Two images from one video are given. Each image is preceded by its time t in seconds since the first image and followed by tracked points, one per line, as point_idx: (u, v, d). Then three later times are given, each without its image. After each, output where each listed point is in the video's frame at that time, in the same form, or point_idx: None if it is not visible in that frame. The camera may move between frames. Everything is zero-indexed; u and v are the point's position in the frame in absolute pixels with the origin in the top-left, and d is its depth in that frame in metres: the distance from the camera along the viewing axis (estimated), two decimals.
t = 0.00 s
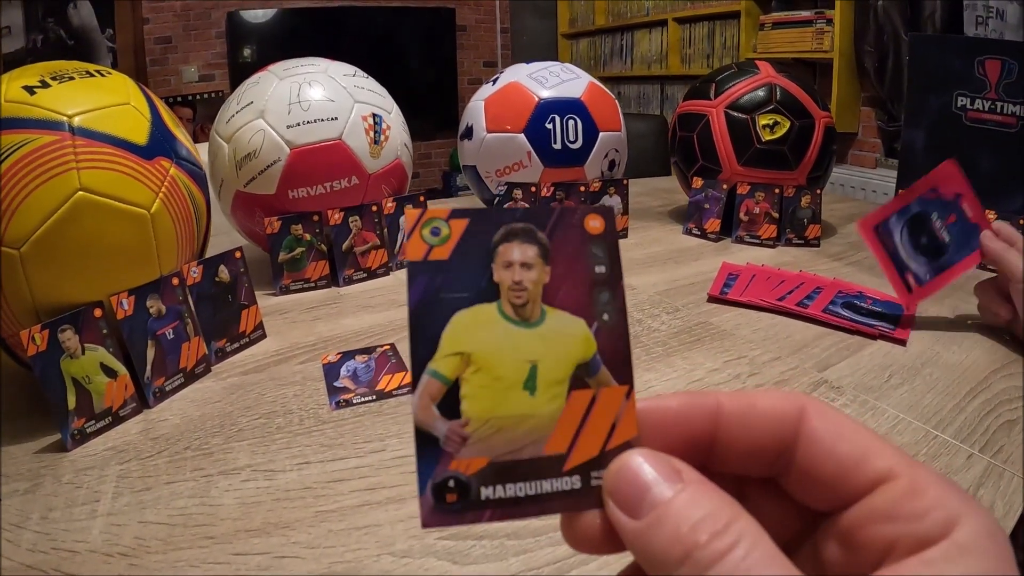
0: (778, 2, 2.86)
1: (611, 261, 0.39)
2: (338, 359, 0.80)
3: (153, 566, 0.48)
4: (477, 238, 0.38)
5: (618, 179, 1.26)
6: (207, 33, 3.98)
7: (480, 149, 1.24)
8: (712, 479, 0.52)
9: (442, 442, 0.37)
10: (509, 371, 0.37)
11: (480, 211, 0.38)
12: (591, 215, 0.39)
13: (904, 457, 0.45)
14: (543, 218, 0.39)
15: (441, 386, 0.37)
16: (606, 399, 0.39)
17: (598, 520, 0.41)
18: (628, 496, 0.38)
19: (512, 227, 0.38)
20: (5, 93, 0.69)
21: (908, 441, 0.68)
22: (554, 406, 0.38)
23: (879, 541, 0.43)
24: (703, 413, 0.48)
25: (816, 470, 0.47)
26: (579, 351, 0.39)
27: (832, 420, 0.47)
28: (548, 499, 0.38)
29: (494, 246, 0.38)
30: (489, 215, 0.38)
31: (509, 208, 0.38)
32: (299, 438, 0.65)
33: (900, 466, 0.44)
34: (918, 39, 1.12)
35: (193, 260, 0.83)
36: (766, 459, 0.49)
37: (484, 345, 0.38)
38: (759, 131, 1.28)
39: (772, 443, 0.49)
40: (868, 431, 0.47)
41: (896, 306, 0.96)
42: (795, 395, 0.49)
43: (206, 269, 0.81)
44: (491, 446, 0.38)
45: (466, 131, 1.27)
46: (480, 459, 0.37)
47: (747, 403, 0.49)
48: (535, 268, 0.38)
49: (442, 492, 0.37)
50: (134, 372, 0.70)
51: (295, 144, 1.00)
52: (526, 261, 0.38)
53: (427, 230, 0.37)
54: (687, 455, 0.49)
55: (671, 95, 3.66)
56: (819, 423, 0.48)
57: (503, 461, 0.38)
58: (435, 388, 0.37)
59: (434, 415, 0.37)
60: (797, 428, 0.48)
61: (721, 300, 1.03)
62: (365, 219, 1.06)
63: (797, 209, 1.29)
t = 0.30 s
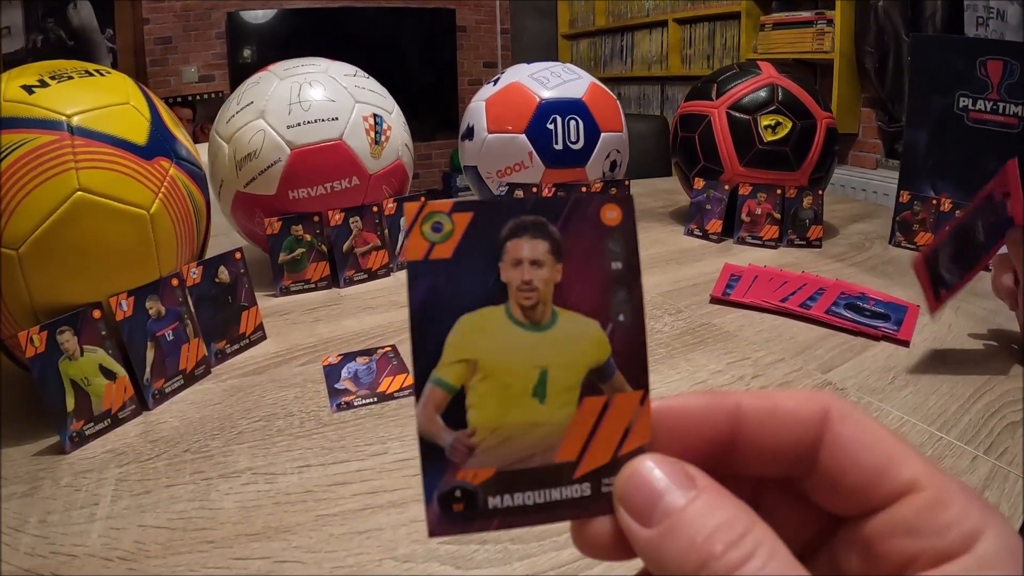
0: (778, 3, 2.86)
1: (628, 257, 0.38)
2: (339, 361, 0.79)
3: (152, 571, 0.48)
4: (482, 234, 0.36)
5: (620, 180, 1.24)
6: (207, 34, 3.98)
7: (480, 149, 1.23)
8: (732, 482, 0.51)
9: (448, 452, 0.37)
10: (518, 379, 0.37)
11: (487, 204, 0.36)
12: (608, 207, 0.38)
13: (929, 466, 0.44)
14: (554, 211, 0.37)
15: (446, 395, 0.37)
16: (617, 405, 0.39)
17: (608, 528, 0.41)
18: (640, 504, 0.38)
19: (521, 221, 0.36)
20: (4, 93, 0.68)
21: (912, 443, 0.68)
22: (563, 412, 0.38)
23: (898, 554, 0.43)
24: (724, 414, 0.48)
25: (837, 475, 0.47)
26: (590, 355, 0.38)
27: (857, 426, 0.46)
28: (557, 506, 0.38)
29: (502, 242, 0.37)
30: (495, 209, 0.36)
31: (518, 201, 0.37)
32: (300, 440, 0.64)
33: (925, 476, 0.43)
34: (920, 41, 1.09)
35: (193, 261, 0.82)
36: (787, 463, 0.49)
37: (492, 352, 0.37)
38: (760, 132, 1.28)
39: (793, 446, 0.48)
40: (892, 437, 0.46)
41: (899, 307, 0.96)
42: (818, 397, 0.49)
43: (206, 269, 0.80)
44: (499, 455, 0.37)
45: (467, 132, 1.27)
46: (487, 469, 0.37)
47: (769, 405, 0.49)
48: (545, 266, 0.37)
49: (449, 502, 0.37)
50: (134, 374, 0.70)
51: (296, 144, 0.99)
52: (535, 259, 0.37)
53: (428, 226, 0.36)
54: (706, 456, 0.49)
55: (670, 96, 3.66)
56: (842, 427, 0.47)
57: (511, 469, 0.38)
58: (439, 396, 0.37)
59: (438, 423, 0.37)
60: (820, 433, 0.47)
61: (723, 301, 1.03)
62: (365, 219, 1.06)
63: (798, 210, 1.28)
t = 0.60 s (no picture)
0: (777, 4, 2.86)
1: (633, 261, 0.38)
2: (339, 362, 0.79)
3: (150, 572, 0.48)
4: (492, 237, 0.37)
5: (619, 181, 1.25)
6: (207, 36, 3.97)
7: (480, 150, 1.23)
8: (735, 483, 0.51)
9: (455, 446, 0.37)
10: (525, 375, 0.37)
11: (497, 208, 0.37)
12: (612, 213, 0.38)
13: (930, 463, 0.44)
14: (562, 215, 0.37)
15: (454, 390, 0.36)
16: (623, 404, 0.38)
17: (611, 527, 0.40)
18: (643, 501, 0.37)
19: (530, 225, 0.37)
20: (4, 93, 0.68)
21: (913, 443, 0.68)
22: (569, 411, 0.38)
23: (899, 551, 0.43)
24: (726, 416, 0.47)
25: (839, 476, 0.47)
26: (597, 355, 0.38)
27: (858, 425, 0.46)
28: (561, 504, 0.38)
29: (511, 244, 0.37)
30: (506, 213, 0.37)
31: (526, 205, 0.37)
32: (299, 442, 0.64)
33: (926, 474, 0.43)
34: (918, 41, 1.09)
35: (192, 262, 0.82)
36: (789, 464, 0.49)
37: (501, 348, 0.37)
38: (759, 132, 1.28)
39: (796, 447, 0.48)
40: (893, 437, 0.46)
41: (899, 307, 0.96)
42: (819, 398, 0.48)
43: (205, 270, 0.80)
44: (505, 452, 0.37)
45: (466, 132, 1.27)
46: (493, 464, 0.37)
47: (771, 406, 0.48)
48: (552, 269, 0.37)
49: (455, 495, 0.37)
50: (133, 375, 0.69)
51: (295, 144, 0.99)
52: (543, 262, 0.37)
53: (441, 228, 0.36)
54: (710, 458, 0.48)
55: (670, 96, 3.66)
56: (844, 428, 0.47)
57: (517, 466, 0.37)
58: (448, 391, 0.37)
59: (446, 418, 0.37)
60: (821, 433, 0.47)
61: (723, 301, 1.03)
62: (365, 220, 1.06)
63: (798, 210, 1.28)
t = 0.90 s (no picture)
0: (777, 4, 2.87)
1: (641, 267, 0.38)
2: (339, 363, 0.79)
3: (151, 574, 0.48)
4: (498, 245, 0.37)
5: (619, 182, 1.26)
6: (206, 36, 3.97)
7: (480, 151, 1.23)
8: (739, 482, 0.51)
9: (463, 455, 0.37)
10: (531, 384, 0.37)
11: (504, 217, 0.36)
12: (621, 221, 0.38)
13: (931, 463, 0.44)
14: (570, 224, 0.37)
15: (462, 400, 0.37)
16: (629, 413, 0.38)
17: (616, 530, 0.41)
18: (647, 504, 0.38)
19: (537, 234, 0.37)
20: (4, 95, 0.69)
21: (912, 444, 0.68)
22: (575, 419, 0.38)
23: (899, 551, 0.43)
24: (731, 416, 0.48)
25: (841, 475, 0.47)
26: (603, 364, 0.38)
27: (861, 425, 0.46)
28: (567, 509, 0.38)
29: (518, 254, 0.37)
30: (513, 222, 0.36)
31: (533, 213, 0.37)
32: (299, 443, 0.64)
33: (926, 474, 0.43)
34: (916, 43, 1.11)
35: (191, 264, 0.82)
36: (793, 464, 0.49)
37: (507, 357, 0.37)
38: (759, 134, 1.28)
39: (800, 447, 0.48)
40: (895, 437, 0.46)
41: (898, 308, 0.96)
42: (822, 399, 0.48)
43: (205, 272, 0.80)
44: (512, 459, 0.37)
45: (466, 134, 1.27)
46: (500, 472, 0.37)
47: (777, 406, 0.48)
48: (559, 279, 0.37)
49: (462, 502, 0.37)
50: (133, 376, 0.70)
51: (295, 146, 0.99)
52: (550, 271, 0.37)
53: (447, 237, 0.36)
54: (714, 458, 0.48)
55: (670, 97, 3.66)
56: (847, 428, 0.47)
57: (523, 473, 0.38)
58: (455, 401, 0.37)
59: (454, 427, 0.37)
60: (825, 433, 0.47)
61: (723, 302, 1.03)
62: (365, 222, 1.06)
63: (798, 211, 1.29)
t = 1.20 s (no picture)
0: (777, 6, 2.87)
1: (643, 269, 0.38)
2: (339, 365, 0.79)
3: None
4: (503, 247, 0.37)
5: (619, 184, 1.26)
6: (206, 38, 3.97)
7: (480, 153, 1.23)
8: (739, 485, 0.51)
9: (467, 452, 0.37)
10: (536, 384, 0.37)
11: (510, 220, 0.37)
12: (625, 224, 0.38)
13: (930, 464, 0.44)
14: (575, 226, 0.37)
15: (467, 397, 0.37)
16: (632, 413, 0.39)
17: (618, 531, 0.41)
18: (649, 504, 0.38)
19: (544, 236, 0.37)
20: (4, 97, 0.69)
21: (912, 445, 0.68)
22: (579, 420, 0.38)
23: (899, 551, 0.43)
24: (731, 419, 0.48)
25: (841, 476, 0.47)
26: (607, 365, 0.38)
27: (860, 426, 0.47)
28: (570, 509, 0.38)
29: (524, 256, 0.37)
30: (519, 225, 0.37)
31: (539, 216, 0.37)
32: (300, 445, 0.64)
33: (926, 474, 0.43)
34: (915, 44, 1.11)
35: (192, 265, 0.82)
36: (794, 466, 0.49)
37: (512, 357, 0.37)
38: (759, 135, 1.28)
39: (800, 449, 0.48)
40: (895, 438, 0.46)
41: (898, 309, 0.96)
42: (822, 400, 0.48)
43: (206, 273, 0.80)
44: (515, 458, 0.37)
45: (466, 135, 1.27)
46: (503, 470, 0.37)
47: (777, 409, 0.48)
48: (564, 280, 0.38)
49: (465, 500, 0.37)
50: (134, 378, 0.70)
51: (296, 148, 1.00)
52: (554, 272, 0.38)
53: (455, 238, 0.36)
54: (715, 461, 0.49)
55: (669, 98, 3.66)
56: (846, 430, 0.47)
57: (526, 472, 0.38)
58: (459, 399, 0.37)
59: (458, 425, 0.37)
60: (825, 434, 0.47)
61: (723, 304, 1.03)
62: (365, 223, 1.06)
63: (797, 212, 1.29)
